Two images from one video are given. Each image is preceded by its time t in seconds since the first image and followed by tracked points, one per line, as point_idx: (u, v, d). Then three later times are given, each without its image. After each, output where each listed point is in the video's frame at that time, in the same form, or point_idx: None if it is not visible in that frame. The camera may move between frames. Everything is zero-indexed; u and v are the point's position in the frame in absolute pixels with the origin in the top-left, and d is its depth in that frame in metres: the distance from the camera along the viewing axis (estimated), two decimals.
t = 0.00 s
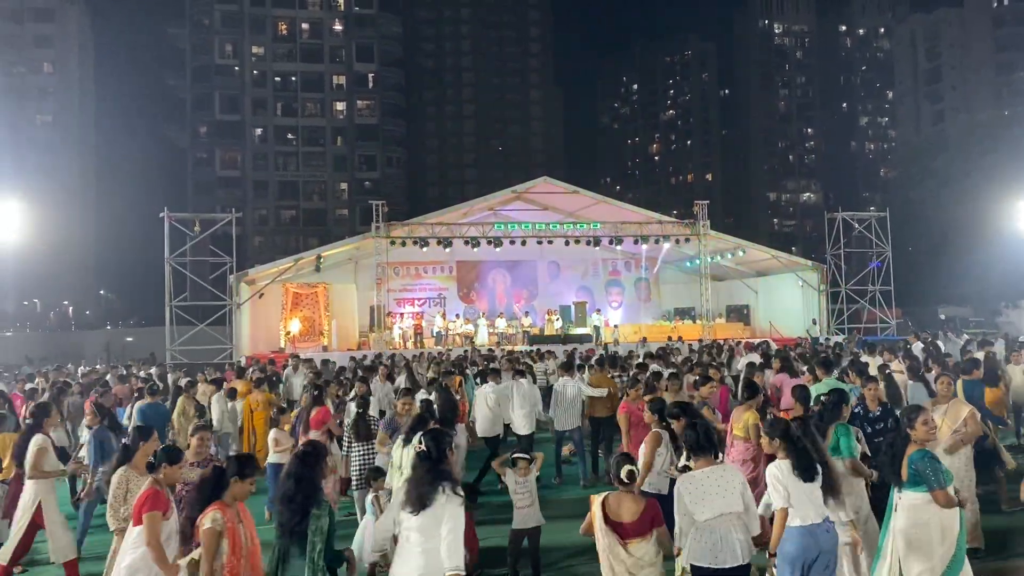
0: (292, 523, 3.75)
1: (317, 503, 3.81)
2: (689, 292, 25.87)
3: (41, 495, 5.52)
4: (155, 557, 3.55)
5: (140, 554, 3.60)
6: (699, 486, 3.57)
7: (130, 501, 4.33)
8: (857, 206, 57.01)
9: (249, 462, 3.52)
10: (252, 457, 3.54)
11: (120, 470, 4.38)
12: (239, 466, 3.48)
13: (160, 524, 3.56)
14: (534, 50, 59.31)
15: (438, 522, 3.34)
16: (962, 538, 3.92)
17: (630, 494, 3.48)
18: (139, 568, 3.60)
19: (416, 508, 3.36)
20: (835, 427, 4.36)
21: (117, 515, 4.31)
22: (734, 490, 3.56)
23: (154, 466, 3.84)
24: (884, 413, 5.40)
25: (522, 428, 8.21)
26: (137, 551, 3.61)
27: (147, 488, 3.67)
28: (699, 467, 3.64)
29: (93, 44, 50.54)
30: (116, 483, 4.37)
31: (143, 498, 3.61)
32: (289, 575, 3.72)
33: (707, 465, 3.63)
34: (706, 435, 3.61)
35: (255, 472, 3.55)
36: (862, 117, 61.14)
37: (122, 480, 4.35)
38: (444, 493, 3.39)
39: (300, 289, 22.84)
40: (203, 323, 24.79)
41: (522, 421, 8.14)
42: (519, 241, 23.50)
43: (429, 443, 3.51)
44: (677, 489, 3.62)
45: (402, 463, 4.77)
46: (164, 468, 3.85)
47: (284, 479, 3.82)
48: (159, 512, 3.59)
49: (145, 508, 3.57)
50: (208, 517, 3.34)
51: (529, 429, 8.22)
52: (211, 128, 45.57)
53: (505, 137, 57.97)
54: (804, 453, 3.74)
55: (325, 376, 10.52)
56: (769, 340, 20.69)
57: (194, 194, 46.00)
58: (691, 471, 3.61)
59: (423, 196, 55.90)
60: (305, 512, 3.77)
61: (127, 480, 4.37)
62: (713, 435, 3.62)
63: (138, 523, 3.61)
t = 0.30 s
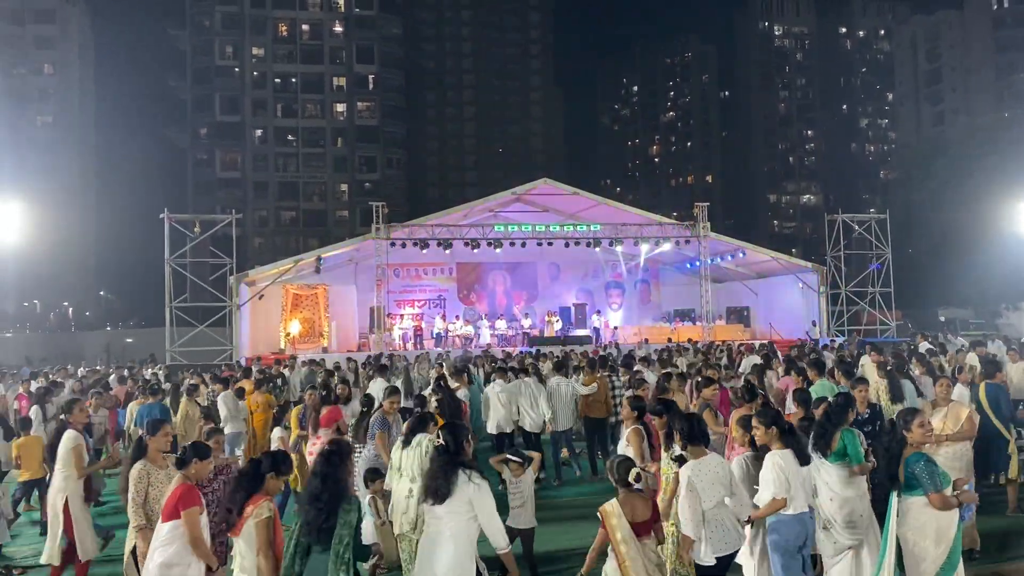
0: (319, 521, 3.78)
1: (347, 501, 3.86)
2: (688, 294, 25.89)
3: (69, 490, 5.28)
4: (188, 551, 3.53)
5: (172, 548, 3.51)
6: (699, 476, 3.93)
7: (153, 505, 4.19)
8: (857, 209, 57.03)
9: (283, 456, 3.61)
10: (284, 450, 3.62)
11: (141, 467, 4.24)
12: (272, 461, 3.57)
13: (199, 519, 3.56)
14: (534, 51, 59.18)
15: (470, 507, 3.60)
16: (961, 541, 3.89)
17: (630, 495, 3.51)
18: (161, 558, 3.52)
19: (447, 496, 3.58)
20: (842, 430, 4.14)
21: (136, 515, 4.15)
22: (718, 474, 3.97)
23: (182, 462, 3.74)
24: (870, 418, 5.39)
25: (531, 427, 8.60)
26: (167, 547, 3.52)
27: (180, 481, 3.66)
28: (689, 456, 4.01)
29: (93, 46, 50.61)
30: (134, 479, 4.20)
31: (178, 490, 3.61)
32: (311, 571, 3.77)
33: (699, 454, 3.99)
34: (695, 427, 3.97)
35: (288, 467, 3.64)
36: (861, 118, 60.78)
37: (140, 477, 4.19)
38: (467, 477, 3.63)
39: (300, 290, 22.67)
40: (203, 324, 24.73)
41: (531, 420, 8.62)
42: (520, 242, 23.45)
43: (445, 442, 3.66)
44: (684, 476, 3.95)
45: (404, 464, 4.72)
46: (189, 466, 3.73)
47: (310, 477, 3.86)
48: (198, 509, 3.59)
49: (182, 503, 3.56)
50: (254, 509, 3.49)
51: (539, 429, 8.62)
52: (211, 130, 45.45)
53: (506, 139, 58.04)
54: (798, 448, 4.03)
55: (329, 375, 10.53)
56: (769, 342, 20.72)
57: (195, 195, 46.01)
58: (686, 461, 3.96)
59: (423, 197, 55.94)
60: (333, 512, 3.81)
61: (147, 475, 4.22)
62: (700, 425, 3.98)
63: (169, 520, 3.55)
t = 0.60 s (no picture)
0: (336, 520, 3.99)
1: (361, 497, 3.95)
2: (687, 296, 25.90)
3: (88, 489, 5.35)
4: (213, 548, 3.63)
5: (199, 543, 3.62)
6: (695, 474, 4.15)
7: (167, 505, 4.11)
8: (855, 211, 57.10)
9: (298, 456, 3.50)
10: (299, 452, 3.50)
11: (148, 474, 4.12)
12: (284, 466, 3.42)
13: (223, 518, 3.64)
14: (533, 54, 59.29)
15: (495, 502, 3.66)
16: (961, 544, 3.91)
17: (624, 488, 3.81)
18: (184, 559, 3.61)
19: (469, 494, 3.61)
20: (849, 433, 4.15)
21: (149, 519, 4.09)
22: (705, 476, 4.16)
23: (198, 461, 3.68)
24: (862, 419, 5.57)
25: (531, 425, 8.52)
26: (197, 546, 3.61)
27: (197, 485, 3.64)
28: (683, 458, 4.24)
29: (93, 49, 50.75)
30: (143, 481, 4.10)
31: (199, 492, 3.63)
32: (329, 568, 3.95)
33: (689, 457, 4.22)
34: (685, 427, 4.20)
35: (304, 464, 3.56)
36: (860, 121, 61.68)
37: (149, 478, 4.10)
38: (490, 476, 3.69)
39: (298, 292, 22.52)
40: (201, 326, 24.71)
41: (535, 418, 8.54)
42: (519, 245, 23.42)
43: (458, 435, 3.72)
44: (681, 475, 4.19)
45: (400, 465, 4.78)
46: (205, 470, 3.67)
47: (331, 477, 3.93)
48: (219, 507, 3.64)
49: (207, 504, 3.62)
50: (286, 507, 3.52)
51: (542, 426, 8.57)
52: (209, 131, 45.99)
53: (505, 141, 58.05)
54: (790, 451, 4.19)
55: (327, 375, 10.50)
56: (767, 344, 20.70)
57: (193, 197, 46.02)
58: (680, 461, 4.20)
59: (422, 199, 55.90)
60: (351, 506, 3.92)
61: (157, 477, 4.11)
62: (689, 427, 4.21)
63: (195, 521, 3.62)
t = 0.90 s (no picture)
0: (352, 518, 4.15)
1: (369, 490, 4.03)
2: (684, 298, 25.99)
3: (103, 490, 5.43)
4: (236, 549, 3.65)
5: (222, 546, 3.63)
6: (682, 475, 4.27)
7: (175, 508, 4.12)
8: (851, 213, 57.12)
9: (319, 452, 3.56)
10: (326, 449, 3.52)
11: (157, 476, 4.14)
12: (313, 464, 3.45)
13: (244, 518, 3.67)
14: (531, 56, 59.37)
15: (513, 494, 3.84)
16: (961, 547, 3.91)
17: (610, 488, 3.77)
18: (205, 561, 3.61)
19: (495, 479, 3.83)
20: (862, 436, 4.25)
21: (158, 524, 4.11)
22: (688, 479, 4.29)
23: (218, 462, 3.75)
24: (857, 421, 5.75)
25: (531, 423, 8.60)
26: (219, 549, 3.63)
27: (219, 489, 3.69)
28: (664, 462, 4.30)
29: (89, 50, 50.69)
30: (153, 487, 4.12)
31: (222, 496, 3.67)
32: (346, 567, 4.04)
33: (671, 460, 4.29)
34: (667, 432, 4.26)
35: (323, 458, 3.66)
36: (856, 123, 61.22)
37: (158, 482, 4.12)
38: (507, 470, 3.86)
39: (295, 294, 22.49)
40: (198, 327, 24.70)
41: (534, 418, 8.65)
42: (517, 246, 23.37)
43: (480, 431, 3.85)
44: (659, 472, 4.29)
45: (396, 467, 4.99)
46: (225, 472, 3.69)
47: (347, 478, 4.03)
48: (242, 505, 3.69)
49: (229, 503, 3.66)
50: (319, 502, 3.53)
51: (539, 427, 8.65)
52: (206, 133, 45.74)
53: (503, 143, 57.97)
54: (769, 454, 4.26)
55: (324, 379, 10.51)
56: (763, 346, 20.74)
57: (189, 199, 45.94)
58: (660, 466, 4.27)
59: (419, 201, 55.80)
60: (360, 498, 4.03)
61: (167, 482, 4.12)
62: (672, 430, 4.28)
63: (219, 522, 3.65)
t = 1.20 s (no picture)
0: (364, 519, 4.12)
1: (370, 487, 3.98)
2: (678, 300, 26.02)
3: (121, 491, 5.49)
4: (261, 556, 3.55)
5: (249, 553, 3.51)
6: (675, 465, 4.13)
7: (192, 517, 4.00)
8: (846, 216, 57.22)
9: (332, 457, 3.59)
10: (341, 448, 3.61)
11: (178, 481, 4.01)
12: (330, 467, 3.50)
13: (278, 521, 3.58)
14: (526, 58, 59.42)
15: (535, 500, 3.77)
16: (954, 546, 3.91)
17: (587, 488, 3.90)
18: (230, 570, 3.48)
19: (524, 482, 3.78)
20: (869, 439, 4.15)
21: (167, 535, 3.97)
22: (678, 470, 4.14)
23: (236, 467, 3.58)
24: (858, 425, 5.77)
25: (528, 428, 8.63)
26: (247, 556, 3.50)
27: (249, 492, 3.58)
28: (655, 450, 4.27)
29: (82, 51, 50.50)
30: (169, 498, 3.98)
31: (255, 500, 3.57)
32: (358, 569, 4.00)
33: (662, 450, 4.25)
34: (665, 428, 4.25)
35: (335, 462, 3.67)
36: (851, 126, 60.88)
37: (175, 489, 3.98)
38: (534, 477, 3.81)
39: (290, 295, 22.33)
40: (192, 330, 24.57)
41: (530, 422, 8.67)
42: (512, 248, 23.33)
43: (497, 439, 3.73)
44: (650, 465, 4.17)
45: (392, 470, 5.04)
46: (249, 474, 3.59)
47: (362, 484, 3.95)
48: (272, 512, 3.58)
49: (265, 511, 3.58)
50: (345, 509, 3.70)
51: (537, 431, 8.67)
52: (201, 135, 45.34)
53: (498, 146, 57.95)
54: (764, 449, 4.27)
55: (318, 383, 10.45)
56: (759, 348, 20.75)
57: (184, 200, 45.78)
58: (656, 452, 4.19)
59: (414, 203, 55.73)
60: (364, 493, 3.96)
61: (182, 490, 3.99)
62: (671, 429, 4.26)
63: (250, 527, 3.53)
